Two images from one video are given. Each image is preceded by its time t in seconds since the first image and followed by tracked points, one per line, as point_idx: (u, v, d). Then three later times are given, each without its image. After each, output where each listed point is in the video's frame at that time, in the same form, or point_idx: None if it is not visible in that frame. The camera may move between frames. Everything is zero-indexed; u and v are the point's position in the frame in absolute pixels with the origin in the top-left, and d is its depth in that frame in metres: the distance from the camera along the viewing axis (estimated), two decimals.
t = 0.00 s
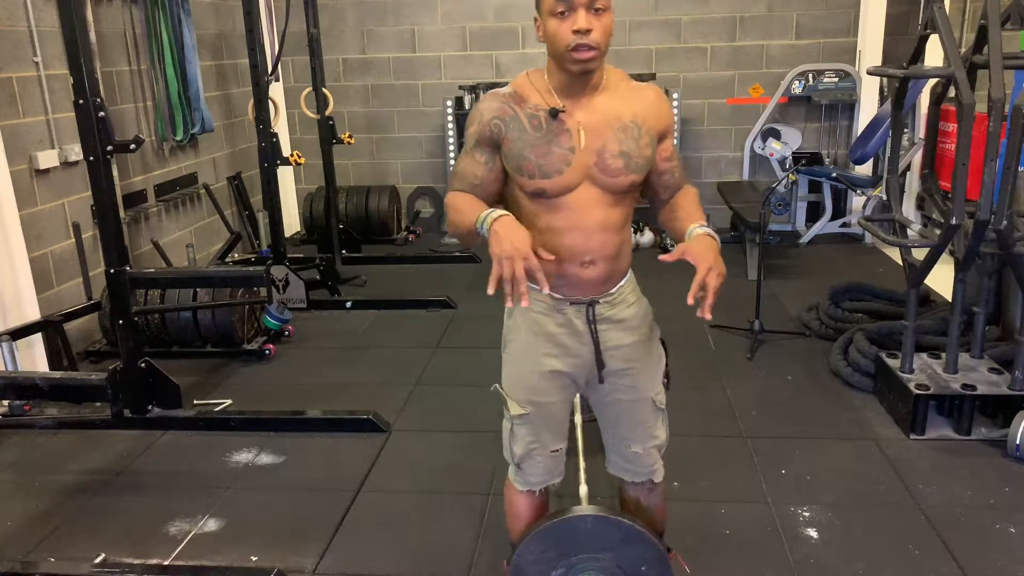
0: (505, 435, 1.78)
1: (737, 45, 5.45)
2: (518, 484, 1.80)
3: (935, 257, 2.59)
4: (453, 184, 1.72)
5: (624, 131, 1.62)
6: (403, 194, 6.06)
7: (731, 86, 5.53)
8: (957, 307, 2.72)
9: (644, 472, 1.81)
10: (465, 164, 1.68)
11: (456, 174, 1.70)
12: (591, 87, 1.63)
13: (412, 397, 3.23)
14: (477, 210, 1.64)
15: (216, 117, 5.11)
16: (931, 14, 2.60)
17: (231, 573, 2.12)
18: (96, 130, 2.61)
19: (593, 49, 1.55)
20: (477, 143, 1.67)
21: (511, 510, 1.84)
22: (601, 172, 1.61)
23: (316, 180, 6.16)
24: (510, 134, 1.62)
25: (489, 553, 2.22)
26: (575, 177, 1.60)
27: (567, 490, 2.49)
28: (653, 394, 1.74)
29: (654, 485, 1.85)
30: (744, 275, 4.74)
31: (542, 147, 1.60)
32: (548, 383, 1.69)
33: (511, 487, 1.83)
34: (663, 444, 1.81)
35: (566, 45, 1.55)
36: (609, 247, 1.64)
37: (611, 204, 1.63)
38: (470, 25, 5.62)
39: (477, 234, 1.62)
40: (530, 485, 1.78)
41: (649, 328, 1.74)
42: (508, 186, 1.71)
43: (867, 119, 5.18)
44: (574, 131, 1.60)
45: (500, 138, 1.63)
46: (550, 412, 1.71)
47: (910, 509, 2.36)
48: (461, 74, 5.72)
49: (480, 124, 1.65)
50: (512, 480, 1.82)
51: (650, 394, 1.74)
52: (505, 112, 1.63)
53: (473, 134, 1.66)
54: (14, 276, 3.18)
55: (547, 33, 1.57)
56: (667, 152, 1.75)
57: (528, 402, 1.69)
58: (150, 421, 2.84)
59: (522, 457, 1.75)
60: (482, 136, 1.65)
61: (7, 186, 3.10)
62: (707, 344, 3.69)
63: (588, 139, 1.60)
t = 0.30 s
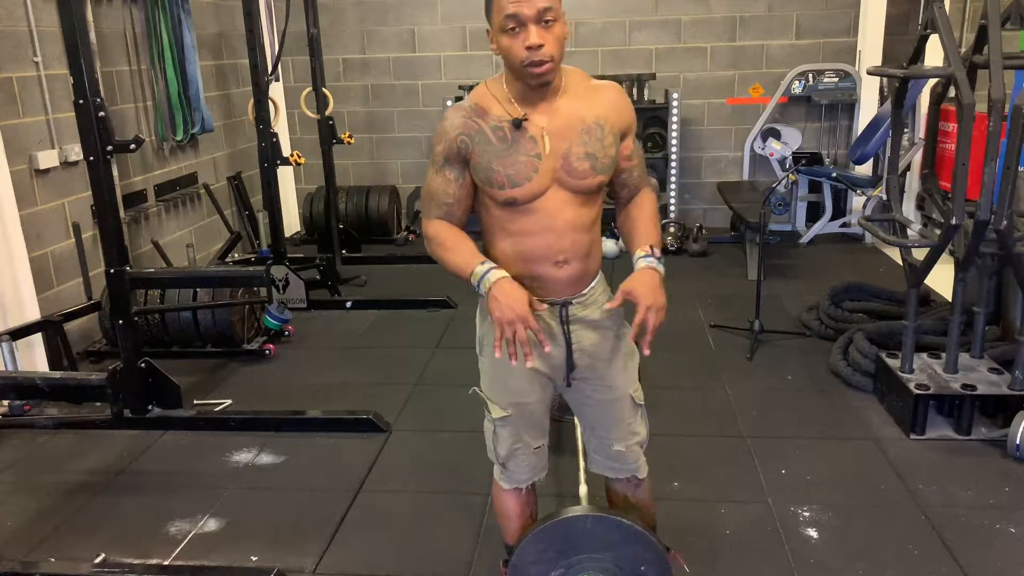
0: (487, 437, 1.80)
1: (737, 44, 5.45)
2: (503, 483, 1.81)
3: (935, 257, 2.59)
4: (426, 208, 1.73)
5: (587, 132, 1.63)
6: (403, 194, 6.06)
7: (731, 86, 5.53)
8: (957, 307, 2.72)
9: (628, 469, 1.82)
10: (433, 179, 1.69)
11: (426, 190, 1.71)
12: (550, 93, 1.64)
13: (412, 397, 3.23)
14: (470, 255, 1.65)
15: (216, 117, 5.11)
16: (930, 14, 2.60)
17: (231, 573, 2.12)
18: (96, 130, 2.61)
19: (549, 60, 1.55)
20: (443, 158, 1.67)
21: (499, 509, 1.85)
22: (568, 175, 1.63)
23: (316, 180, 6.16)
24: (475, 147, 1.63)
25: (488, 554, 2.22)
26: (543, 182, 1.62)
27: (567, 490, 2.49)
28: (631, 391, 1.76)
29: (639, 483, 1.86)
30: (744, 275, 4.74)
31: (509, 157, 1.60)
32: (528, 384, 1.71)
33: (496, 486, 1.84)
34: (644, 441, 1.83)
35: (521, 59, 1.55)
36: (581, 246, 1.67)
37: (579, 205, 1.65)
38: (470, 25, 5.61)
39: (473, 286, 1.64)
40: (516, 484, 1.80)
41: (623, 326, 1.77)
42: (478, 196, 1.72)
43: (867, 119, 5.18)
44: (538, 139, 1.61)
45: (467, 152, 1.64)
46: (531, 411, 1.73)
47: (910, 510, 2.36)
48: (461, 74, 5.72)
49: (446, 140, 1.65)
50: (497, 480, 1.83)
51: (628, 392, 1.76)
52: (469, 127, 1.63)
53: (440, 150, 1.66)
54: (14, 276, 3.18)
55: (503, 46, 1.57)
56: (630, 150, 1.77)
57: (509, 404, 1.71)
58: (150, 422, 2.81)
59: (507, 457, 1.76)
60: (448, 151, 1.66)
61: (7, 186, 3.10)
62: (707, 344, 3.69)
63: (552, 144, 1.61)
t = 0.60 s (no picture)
0: (480, 437, 1.81)
1: (737, 44, 5.45)
2: (497, 481, 1.82)
3: (935, 257, 2.59)
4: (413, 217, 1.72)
5: (571, 133, 1.63)
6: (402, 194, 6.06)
7: (731, 86, 5.53)
8: (957, 307, 2.72)
9: (622, 464, 1.82)
10: (419, 185, 1.69)
11: (412, 197, 1.71)
12: (532, 95, 1.64)
13: (413, 398, 3.23)
14: (466, 278, 1.66)
15: (216, 117, 5.11)
16: (930, 14, 2.60)
17: (230, 573, 2.12)
18: (96, 130, 2.61)
19: (529, 65, 1.56)
20: (428, 164, 1.67)
21: (494, 507, 1.86)
22: (554, 177, 1.63)
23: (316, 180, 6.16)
24: (461, 152, 1.63)
25: (488, 554, 2.22)
26: (529, 185, 1.62)
27: (567, 490, 2.49)
28: (622, 386, 1.76)
29: (634, 477, 1.86)
30: (744, 275, 4.74)
31: (494, 161, 1.61)
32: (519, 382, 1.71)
33: (491, 485, 1.85)
34: (637, 435, 1.83)
35: (500, 66, 1.55)
36: (568, 246, 1.67)
37: (566, 205, 1.65)
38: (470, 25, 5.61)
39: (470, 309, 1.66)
40: (510, 482, 1.81)
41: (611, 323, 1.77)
42: (465, 200, 1.72)
43: (867, 119, 5.18)
44: (522, 141, 1.61)
45: (453, 157, 1.64)
46: (523, 409, 1.74)
47: (910, 510, 2.36)
48: (461, 74, 5.72)
49: (431, 145, 1.65)
50: (490, 478, 1.84)
51: (619, 388, 1.76)
52: (453, 132, 1.63)
53: (425, 156, 1.67)
54: (14, 276, 3.18)
55: (483, 53, 1.57)
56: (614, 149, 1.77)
57: (501, 404, 1.72)
58: (150, 422, 2.79)
59: (500, 456, 1.77)
60: (434, 157, 1.66)
61: (7, 186, 3.10)
62: (707, 344, 3.69)
63: (536, 146, 1.62)
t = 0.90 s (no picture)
0: (477, 437, 1.81)
1: (737, 44, 5.44)
2: (495, 481, 1.82)
3: (935, 257, 2.59)
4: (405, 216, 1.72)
5: (564, 132, 1.63)
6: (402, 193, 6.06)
7: (731, 86, 5.53)
8: (957, 307, 2.72)
9: (620, 462, 1.82)
10: (412, 184, 1.69)
11: (405, 196, 1.71)
12: (525, 94, 1.64)
13: (413, 398, 3.23)
14: (459, 269, 1.65)
15: (216, 117, 5.11)
16: (930, 14, 2.60)
17: (231, 573, 2.12)
18: (96, 130, 2.61)
19: (520, 65, 1.56)
20: (422, 164, 1.67)
21: (492, 507, 1.86)
22: (547, 176, 1.63)
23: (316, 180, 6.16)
24: (454, 151, 1.63)
25: (488, 553, 2.23)
26: (523, 183, 1.62)
27: (567, 490, 2.49)
28: (618, 384, 1.76)
29: (632, 475, 1.86)
30: (744, 275, 4.74)
31: (487, 159, 1.61)
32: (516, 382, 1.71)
33: (488, 484, 1.85)
34: (633, 432, 1.83)
35: (492, 66, 1.56)
36: (563, 244, 1.67)
37: (559, 204, 1.66)
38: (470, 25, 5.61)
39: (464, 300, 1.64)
40: (509, 482, 1.81)
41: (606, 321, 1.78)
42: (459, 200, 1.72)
43: (867, 119, 5.18)
44: (515, 140, 1.61)
45: (447, 156, 1.64)
46: (520, 408, 1.74)
47: (910, 509, 2.36)
48: (461, 74, 5.72)
49: (425, 145, 1.65)
50: (488, 479, 1.84)
51: (615, 385, 1.76)
52: (447, 131, 1.64)
53: (419, 155, 1.67)
54: (14, 277, 3.18)
55: (475, 52, 1.57)
56: (608, 147, 1.77)
57: (498, 403, 1.72)
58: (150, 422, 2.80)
59: (498, 456, 1.77)
60: (427, 156, 1.66)
61: (7, 186, 3.10)
62: (707, 344, 3.69)
63: (530, 145, 1.62)
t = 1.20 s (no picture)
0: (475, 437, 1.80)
1: (737, 44, 5.44)
2: (493, 481, 1.81)
3: (935, 257, 2.59)
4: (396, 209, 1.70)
5: (560, 131, 1.64)
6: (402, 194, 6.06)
7: (731, 86, 5.53)
8: (957, 307, 2.72)
9: (618, 462, 1.81)
10: (409, 182, 1.68)
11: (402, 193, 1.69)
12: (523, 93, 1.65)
13: (413, 397, 3.23)
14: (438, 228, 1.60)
15: (216, 117, 5.11)
16: (931, 14, 2.60)
17: (230, 573, 2.12)
18: (96, 130, 2.61)
19: (518, 65, 1.57)
20: (418, 160, 1.66)
21: (491, 508, 1.86)
22: (544, 174, 1.64)
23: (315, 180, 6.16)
24: (452, 149, 1.63)
25: (488, 553, 2.23)
26: (520, 181, 1.62)
27: (567, 490, 2.49)
28: (615, 384, 1.76)
29: (630, 475, 1.86)
30: (744, 275, 4.74)
31: (485, 157, 1.61)
32: (512, 381, 1.71)
33: (486, 485, 1.84)
34: (631, 432, 1.83)
35: (491, 64, 1.56)
36: (559, 243, 1.68)
37: (557, 202, 1.66)
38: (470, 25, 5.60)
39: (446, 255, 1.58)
40: (506, 482, 1.81)
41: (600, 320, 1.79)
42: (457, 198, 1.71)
43: (867, 119, 5.18)
44: (513, 138, 1.62)
45: (444, 154, 1.64)
46: (517, 408, 1.73)
47: (910, 509, 2.36)
48: (461, 74, 5.72)
49: (422, 142, 1.65)
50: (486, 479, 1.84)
51: (612, 384, 1.76)
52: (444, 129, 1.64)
53: (416, 153, 1.66)
54: (14, 277, 3.18)
55: (475, 50, 1.58)
56: (604, 146, 1.78)
57: (495, 402, 1.72)
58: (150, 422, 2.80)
59: (496, 456, 1.77)
60: (425, 153, 1.65)
61: (7, 186, 3.10)
62: (707, 344, 3.69)
63: (527, 143, 1.62)
